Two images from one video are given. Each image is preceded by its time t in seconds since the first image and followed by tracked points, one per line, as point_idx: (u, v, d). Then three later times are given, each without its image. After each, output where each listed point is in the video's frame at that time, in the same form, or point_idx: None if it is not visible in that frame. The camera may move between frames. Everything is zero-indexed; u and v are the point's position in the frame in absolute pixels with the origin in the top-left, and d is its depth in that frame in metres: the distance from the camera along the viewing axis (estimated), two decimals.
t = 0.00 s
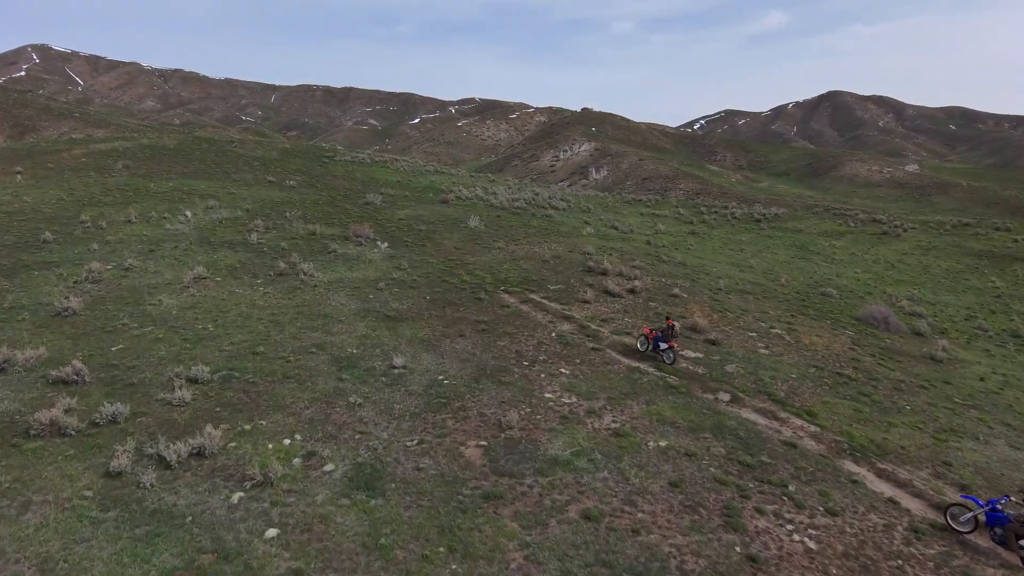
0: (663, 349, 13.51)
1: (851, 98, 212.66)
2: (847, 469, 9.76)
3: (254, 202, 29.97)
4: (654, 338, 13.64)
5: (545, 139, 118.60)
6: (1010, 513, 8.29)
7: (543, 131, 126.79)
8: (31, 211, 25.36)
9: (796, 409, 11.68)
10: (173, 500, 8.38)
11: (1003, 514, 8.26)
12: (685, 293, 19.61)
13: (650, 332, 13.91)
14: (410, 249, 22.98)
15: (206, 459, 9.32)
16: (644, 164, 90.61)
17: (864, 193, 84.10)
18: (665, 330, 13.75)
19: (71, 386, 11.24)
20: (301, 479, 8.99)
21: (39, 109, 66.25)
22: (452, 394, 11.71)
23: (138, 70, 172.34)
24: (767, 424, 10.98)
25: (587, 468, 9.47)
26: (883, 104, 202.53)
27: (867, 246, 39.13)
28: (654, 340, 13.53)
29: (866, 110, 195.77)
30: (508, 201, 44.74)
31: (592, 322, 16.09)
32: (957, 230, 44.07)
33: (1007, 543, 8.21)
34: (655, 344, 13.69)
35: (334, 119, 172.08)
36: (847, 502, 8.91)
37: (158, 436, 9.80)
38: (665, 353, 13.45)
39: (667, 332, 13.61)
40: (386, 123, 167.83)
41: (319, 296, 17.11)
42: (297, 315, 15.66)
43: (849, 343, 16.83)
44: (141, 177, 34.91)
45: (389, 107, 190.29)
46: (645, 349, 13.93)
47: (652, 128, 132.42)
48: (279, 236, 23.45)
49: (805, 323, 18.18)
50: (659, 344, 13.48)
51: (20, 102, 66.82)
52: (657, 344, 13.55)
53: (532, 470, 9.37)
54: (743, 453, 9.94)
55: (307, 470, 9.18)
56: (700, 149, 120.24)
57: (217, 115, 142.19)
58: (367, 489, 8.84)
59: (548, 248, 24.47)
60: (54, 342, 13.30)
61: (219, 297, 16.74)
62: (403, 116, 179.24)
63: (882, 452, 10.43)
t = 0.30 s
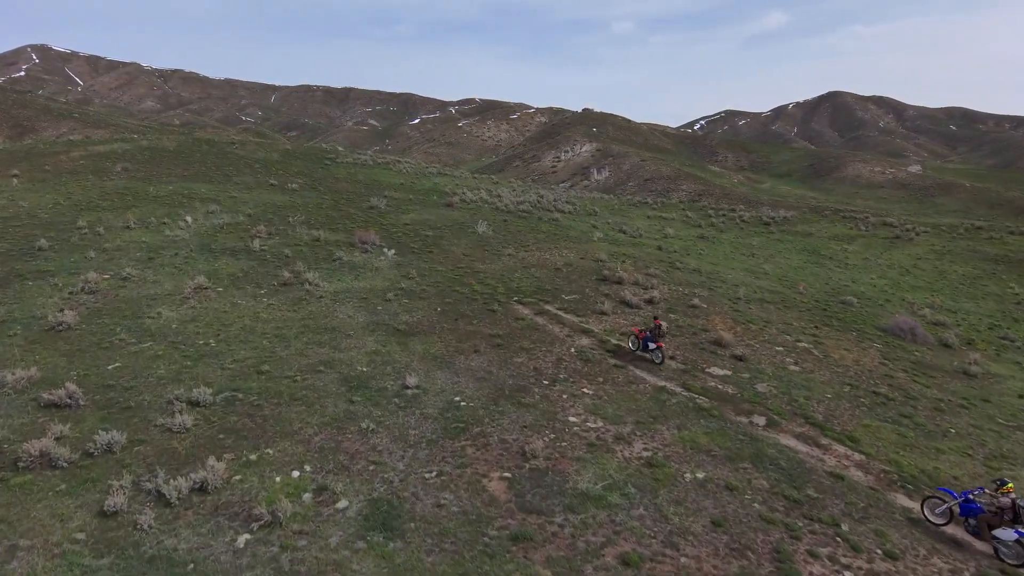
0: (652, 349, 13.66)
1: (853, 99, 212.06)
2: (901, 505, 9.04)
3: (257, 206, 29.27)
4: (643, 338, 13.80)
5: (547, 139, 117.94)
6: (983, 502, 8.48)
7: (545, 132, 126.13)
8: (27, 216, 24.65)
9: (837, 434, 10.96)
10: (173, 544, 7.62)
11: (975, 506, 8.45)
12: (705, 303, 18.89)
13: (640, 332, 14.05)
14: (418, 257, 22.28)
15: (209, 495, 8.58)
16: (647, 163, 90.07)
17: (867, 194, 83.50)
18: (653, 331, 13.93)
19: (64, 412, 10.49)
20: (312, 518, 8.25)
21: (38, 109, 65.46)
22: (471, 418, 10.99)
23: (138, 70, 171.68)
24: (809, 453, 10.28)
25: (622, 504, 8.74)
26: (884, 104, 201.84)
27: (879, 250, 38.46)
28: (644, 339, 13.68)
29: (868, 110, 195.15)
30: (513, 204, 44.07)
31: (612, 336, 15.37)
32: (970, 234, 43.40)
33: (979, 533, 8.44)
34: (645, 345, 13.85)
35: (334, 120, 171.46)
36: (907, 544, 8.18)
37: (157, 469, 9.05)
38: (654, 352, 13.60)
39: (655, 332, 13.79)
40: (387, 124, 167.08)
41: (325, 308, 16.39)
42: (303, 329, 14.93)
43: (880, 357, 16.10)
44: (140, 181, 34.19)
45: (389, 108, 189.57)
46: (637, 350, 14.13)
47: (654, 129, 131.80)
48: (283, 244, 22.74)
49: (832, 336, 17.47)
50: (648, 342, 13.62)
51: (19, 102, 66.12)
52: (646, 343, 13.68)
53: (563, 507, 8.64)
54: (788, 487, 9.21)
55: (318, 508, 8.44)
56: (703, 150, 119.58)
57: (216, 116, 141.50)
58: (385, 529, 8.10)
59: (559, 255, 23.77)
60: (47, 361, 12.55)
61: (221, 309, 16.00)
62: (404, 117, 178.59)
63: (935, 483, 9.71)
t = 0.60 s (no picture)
0: (646, 349, 13.96)
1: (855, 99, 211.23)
2: (975, 549, 8.27)
3: (260, 211, 28.50)
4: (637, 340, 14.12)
5: (548, 140, 117.15)
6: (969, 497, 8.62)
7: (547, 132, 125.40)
8: (24, 221, 23.86)
9: (891, 465, 10.20)
10: None
11: (961, 500, 8.59)
12: (730, 314, 18.14)
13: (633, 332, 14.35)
14: (429, 265, 21.54)
15: (218, 541, 7.79)
16: (646, 165, 89.13)
17: (868, 196, 82.67)
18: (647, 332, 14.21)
19: (60, 441, 9.71)
20: (332, 567, 7.46)
21: (37, 109, 64.63)
22: (497, 447, 10.23)
23: (137, 70, 170.92)
24: (864, 487, 9.54)
25: (669, 548, 7.97)
26: (887, 105, 200.99)
27: (894, 255, 37.71)
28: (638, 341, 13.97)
29: (870, 111, 194.41)
30: (520, 207, 43.35)
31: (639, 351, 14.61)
32: (985, 238, 42.61)
33: (965, 527, 8.55)
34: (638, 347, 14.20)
35: (333, 120, 170.66)
36: None
37: (160, 509, 8.27)
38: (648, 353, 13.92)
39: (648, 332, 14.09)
40: (387, 124, 166.32)
41: (336, 321, 15.64)
42: (313, 344, 14.17)
43: (918, 374, 15.35)
44: (140, 185, 33.44)
45: (389, 108, 188.72)
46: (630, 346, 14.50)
47: (656, 130, 131.05)
48: (288, 251, 21.97)
49: (866, 350, 16.71)
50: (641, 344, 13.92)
51: (18, 102, 65.33)
52: (640, 344, 13.98)
53: (606, 553, 7.86)
54: (849, 528, 8.45)
55: (339, 555, 7.66)
56: (706, 150, 118.81)
57: (216, 116, 140.72)
58: None
59: (574, 263, 23.01)
60: (42, 381, 11.77)
61: (226, 322, 15.25)
62: (403, 117, 177.74)
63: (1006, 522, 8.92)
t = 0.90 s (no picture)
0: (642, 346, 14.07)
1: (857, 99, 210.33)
2: None
3: (265, 215, 27.71)
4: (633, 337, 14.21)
5: (550, 140, 116.38)
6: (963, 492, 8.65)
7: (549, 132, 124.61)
8: (20, 227, 23.02)
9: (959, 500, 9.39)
10: None
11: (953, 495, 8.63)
12: (760, 326, 17.33)
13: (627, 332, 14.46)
14: (442, 273, 20.73)
15: None
16: (649, 166, 88.35)
17: (871, 197, 81.83)
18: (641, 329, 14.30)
19: (55, 476, 8.87)
20: None
21: (36, 109, 63.78)
22: (531, 481, 9.40)
23: (138, 70, 170.19)
24: (944, 530, 8.63)
25: None
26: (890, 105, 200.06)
27: (912, 259, 36.89)
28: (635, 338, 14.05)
29: (873, 112, 193.55)
30: (528, 210, 42.56)
31: (671, 368, 13.80)
32: (1003, 241, 41.74)
33: (960, 522, 8.64)
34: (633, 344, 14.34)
35: (333, 120, 169.86)
36: None
37: (165, 559, 7.41)
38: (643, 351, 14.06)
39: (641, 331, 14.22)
40: (388, 124, 165.50)
41: (349, 335, 14.81)
42: (326, 361, 13.34)
43: (964, 391, 14.54)
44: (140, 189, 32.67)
45: (389, 108, 187.89)
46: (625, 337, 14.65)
47: (659, 131, 130.21)
48: (296, 259, 21.15)
49: (905, 365, 15.89)
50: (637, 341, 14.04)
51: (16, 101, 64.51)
52: (636, 341, 14.09)
53: None
54: None
55: None
56: (709, 151, 117.94)
57: (217, 116, 139.93)
58: None
59: (592, 270, 22.19)
60: (37, 405, 10.94)
61: (233, 337, 14.43)
62: (404, 117, 176.93)
63: None
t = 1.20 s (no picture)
0: (638, 346, 14.15)
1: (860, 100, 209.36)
2: None
3: (270, 220, 26.86)
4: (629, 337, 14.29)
5: (552, 140, 115.55)
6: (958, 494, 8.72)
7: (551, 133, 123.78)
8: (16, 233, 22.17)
9: None
10: None
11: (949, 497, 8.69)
12: (794, 340, 16.46)
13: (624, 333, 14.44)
14: (457, 282, 19.86)
15: None
16: (652, 166, 87.45)
17: (875, 198, 80.92)
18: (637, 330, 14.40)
19: (46, 520, 7.96)
20: None
21: (36, 110, 62.96)
22: (573, 522, 8.52)
23: (138, 70, 169.47)
24: None
25: None
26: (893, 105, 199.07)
27: (931, 264, 36.01)
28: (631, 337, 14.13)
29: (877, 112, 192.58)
30: (537, 213, 41.74)
31: (709, 388, 12.91)
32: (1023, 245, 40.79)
33: (956, 524, 8.69)
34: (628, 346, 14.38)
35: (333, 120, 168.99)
36: None
37: None
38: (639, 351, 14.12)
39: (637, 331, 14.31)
40: (389, 124, 164.66)
41: (363, 352, 13.92)
42: (340, 381, 12.44)
43: (1019, 411, 13.65)
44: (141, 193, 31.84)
45: (389, 108, 186.97)
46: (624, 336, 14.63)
47: (662, 131, 129.27)
48: (303, 268, 20.29)
49: (951, 382, 15.01)
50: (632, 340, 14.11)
51: (15, 101, 63.69)
52: (631, 340, 14.18)
53: None
54: None
55: None
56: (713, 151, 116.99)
57: (217, 116, 139.11)
58: None
59: (612, 278, 21.32)
60: (29, 434, 10.04)
61: (240, 354, 13.53)
62: (404, 117, 176.10)
63: None
